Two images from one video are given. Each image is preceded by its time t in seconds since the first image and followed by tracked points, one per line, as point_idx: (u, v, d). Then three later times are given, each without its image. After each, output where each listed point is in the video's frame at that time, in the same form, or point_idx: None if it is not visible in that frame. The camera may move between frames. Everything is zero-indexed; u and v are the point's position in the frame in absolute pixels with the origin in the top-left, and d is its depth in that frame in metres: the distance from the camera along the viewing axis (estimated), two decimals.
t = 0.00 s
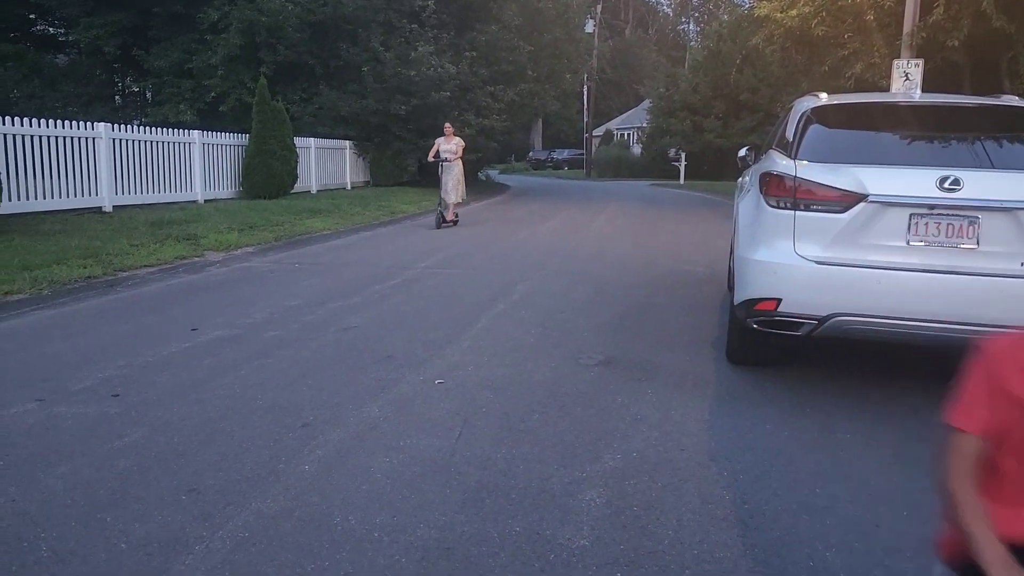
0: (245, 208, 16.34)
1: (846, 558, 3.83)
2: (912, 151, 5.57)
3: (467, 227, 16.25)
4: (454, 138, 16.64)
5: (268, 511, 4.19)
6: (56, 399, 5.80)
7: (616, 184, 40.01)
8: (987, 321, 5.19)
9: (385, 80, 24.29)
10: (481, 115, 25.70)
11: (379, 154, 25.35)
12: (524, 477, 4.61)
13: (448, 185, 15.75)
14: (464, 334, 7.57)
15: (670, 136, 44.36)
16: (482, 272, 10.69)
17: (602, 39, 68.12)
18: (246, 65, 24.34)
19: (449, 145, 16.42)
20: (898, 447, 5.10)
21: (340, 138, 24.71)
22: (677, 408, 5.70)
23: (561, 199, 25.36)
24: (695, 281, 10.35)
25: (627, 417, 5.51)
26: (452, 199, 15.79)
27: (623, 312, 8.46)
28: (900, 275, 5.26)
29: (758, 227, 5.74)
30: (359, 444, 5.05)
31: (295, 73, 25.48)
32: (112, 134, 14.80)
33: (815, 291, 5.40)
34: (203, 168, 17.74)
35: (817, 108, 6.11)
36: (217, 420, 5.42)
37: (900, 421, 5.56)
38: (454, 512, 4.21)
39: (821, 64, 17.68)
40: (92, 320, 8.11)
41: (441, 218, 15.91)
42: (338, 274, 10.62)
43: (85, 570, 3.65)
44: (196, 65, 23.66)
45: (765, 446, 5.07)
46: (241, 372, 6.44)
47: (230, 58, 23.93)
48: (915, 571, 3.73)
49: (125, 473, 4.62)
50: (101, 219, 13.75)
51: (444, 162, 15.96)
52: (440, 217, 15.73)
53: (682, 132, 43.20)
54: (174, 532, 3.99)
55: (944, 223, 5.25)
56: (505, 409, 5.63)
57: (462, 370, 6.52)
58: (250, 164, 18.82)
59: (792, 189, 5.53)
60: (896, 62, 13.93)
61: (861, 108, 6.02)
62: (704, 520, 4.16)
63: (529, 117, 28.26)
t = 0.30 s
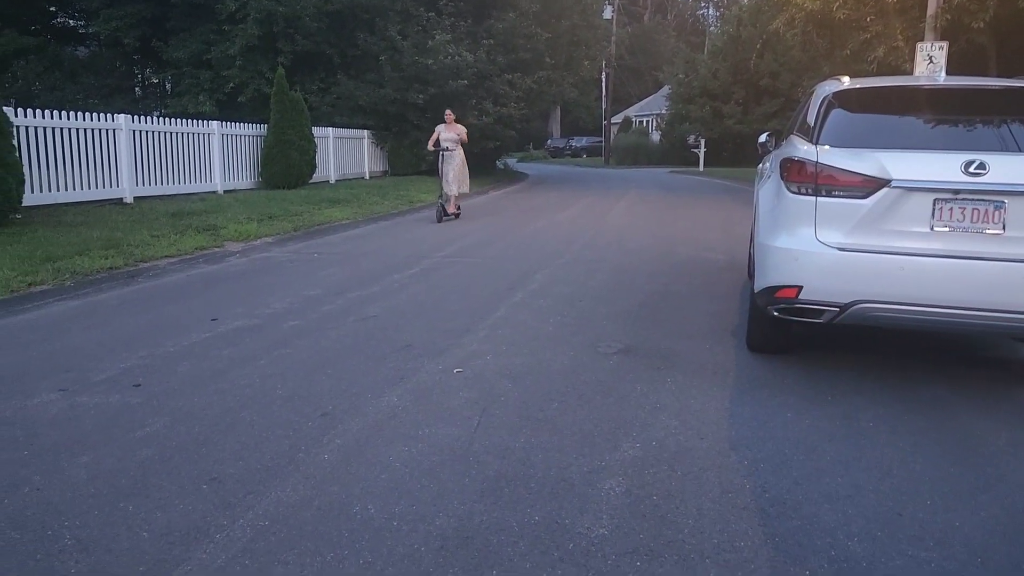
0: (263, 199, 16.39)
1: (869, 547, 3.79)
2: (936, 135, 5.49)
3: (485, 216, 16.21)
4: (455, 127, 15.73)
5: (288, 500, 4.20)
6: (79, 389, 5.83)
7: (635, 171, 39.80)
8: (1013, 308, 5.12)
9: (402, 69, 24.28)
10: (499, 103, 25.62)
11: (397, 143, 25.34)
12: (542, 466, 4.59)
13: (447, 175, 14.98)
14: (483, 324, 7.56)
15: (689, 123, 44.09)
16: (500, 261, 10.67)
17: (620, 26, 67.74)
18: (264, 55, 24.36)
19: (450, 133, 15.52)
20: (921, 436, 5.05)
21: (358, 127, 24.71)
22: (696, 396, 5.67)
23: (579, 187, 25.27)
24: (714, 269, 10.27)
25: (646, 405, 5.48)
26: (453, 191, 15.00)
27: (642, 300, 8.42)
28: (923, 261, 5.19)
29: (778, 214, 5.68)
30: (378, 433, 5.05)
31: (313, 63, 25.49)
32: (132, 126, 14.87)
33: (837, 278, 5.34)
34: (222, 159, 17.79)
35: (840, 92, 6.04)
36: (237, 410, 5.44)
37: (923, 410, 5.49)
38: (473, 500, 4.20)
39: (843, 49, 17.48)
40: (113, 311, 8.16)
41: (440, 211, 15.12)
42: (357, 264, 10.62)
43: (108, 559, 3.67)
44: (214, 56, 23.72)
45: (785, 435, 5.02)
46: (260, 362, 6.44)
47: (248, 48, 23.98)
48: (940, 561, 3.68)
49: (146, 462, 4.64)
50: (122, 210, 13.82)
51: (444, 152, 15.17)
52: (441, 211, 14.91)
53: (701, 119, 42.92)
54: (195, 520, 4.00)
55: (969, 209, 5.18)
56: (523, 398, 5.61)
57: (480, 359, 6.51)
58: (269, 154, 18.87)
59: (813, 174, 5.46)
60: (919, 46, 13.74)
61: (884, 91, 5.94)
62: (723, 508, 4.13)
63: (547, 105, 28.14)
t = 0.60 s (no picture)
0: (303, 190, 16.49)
1: (914, 539, 3.70)
2: (985, 117, 5.34)
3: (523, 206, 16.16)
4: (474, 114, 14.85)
5: (326, 488, 4.21)
6: (123, 379, 5.91)
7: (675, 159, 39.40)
8: None
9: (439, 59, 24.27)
10: (536, 92, 25.50)
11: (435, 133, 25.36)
12: (580, 456, 4.55)
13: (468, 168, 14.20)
14: (520, 313, 7.52)
15: (730, 109, 43.57)
16: (538, 251, 10.62)
17: (659, 12, 67.10)
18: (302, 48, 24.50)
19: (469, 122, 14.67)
20: (967, 426, 4.92)
21: (396, 118, 24.76)
22: (736, 386, 5.58)
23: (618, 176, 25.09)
24: (755, 257, 10.13)
25: (685, 396, 5.41)
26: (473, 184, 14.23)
27: (681, 289, 8.32)
28: (972, 247, 5.06)
29: (820, 200, 5.57)
30: (415, 423, 5.04)
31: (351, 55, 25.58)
32: (174, 120, 15.02)
33: (882, 265, 5.22)
34: (262, 152, 17.93)
35: (884, 74, 5.90)
36: (276, 400, 5.46)
37: (971, 400, 5.36)
38: (509, 490, 4.18)
39: (889, 30, 17.11)
40: (156, 302, 8.25)
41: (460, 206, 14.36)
42: (395, 254, 10.63)
43: (149, 546, 3.70)
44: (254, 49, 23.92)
45: (827, 426, 4.92)
46: (299, 353, 6.47)
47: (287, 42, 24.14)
48: (988, 554, 3.59)
49: (188, 451, 4.68)
50: (165, 203, 13.97)
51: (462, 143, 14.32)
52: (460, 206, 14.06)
53: (742, 104, 42.39)
54: (236, 508, 4.02)
55: (1020, 193, 5.04)
56: (561, 388, 5.57)
57: (517, 348, 6.48)
58: (308, 146, 18.98)
59: (857, 158, 5.34)
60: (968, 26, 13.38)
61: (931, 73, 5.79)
62: (764, 499, 4.06)
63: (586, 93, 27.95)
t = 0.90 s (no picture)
0: (354, 186, 16.62)
1: (972, 539, 3.60)
2: None
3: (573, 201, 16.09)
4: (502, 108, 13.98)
5: (374, 479, 4.23)
6: (179, 369, 6.01)
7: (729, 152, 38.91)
8: None
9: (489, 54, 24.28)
10: (587, 86, 25.37)
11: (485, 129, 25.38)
12: (628, 450, 4.51)
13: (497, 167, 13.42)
14: (569, 308, 7.49)
15: (785, 102, 42.87)
16: (588, 245, 10.56)
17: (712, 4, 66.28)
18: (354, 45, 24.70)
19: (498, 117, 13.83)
20: None
21: (446, 114, 24.83)
22: (788, 382, 5.49)
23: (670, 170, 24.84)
24: (809, 251, 9.95)
25: (735, 391, 5.33)
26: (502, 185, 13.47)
27: (732, 284, 8.21)
28: None
29: (877, 192, 5.44)
30: (462, 415, 5.04)
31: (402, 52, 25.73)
32: (229, 118, 15.24)
33: (941, 258, 5.08)
34: (315, 148, 18.12)
35: (945, 63, 5.76)
36: (326, 391, 5.51)
37: None
38: (557, 483, 4.15)
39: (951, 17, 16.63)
40: (211, 295, 8.38)
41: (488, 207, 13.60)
42: (445, 249, 10.65)
43: (202, 533, 3.75)
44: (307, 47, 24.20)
45: (882, 423, 4.81)
46: (349, 346, 6.51)
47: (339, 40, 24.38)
48: None
49: (240, 441, 4.73)
50: (220, 199, 14.19)
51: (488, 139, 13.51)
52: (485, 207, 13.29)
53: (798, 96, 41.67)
54: (286, 497, 4.06)
55: None
56: (610, 383, 5.53)
57: (566, 342, 6.44)
58: (359, 143, 19.13)
59: (915, 149, 5.21)
60: None
61: (994, 61, 5.65)
62: (816, 496, 3.98)
63: (637, 86, 27.72)
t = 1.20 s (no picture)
0: (410, 191, 16.70)
1: None
2: None
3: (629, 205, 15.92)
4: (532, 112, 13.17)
5: (425, 482, 4.18)
6: (237, 370, 6.06)
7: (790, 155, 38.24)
8: None
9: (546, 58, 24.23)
10: (644, 90, 25.15)
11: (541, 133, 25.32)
12: (683, 458, 4.40)
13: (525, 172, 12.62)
14: (625, 313, 7.38)
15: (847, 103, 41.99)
16: (644, 250, 10.43)
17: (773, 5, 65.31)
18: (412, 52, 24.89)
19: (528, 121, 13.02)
20: None
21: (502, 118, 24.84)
22: (850, 391, 5.32)
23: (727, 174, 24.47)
24: (872, 257, 9.68)
25: (794, 400, 5.18)
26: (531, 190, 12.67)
27: (793, 291, 8.01)
28: None
29: (944, 196, 5.24)
30: (514, 420, 4.97)
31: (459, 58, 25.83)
32: (290, 124, 15.43)
33: (1013, 264, 4.88)
34: (373, 153, 18.26)
35: (1017, 62, 5.54)
36: (379, 394, 5.49)
37: None
38: (609, 490, 4.06)
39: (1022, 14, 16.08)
40: (269, 298, 8.46)
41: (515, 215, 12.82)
42: (500, 254, 10.61)
43: (254, 532, 3.74)
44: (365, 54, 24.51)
45: (949, 435, 4.62)
46: (402, 349, 6.49)
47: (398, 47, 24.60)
48: None
49: (294, 441, 4.73)
50: (279, 203, 14.37)
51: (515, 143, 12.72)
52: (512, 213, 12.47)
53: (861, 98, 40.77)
54: (338, 499, 4.04)
55: None
56: (665, 389, 5.42)
57: (620, 348, 6.34)
58: (416, 148, 19.23)
59: (986, 151, 5.01)
60: None
61: None
62: (880, 510, 3.83)
63: (695, 90, 27.40)
